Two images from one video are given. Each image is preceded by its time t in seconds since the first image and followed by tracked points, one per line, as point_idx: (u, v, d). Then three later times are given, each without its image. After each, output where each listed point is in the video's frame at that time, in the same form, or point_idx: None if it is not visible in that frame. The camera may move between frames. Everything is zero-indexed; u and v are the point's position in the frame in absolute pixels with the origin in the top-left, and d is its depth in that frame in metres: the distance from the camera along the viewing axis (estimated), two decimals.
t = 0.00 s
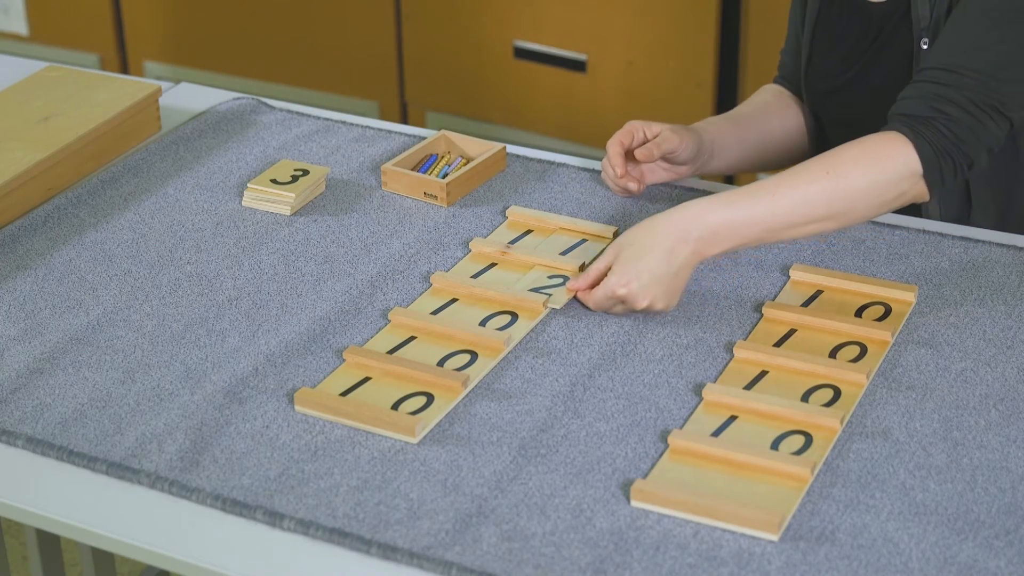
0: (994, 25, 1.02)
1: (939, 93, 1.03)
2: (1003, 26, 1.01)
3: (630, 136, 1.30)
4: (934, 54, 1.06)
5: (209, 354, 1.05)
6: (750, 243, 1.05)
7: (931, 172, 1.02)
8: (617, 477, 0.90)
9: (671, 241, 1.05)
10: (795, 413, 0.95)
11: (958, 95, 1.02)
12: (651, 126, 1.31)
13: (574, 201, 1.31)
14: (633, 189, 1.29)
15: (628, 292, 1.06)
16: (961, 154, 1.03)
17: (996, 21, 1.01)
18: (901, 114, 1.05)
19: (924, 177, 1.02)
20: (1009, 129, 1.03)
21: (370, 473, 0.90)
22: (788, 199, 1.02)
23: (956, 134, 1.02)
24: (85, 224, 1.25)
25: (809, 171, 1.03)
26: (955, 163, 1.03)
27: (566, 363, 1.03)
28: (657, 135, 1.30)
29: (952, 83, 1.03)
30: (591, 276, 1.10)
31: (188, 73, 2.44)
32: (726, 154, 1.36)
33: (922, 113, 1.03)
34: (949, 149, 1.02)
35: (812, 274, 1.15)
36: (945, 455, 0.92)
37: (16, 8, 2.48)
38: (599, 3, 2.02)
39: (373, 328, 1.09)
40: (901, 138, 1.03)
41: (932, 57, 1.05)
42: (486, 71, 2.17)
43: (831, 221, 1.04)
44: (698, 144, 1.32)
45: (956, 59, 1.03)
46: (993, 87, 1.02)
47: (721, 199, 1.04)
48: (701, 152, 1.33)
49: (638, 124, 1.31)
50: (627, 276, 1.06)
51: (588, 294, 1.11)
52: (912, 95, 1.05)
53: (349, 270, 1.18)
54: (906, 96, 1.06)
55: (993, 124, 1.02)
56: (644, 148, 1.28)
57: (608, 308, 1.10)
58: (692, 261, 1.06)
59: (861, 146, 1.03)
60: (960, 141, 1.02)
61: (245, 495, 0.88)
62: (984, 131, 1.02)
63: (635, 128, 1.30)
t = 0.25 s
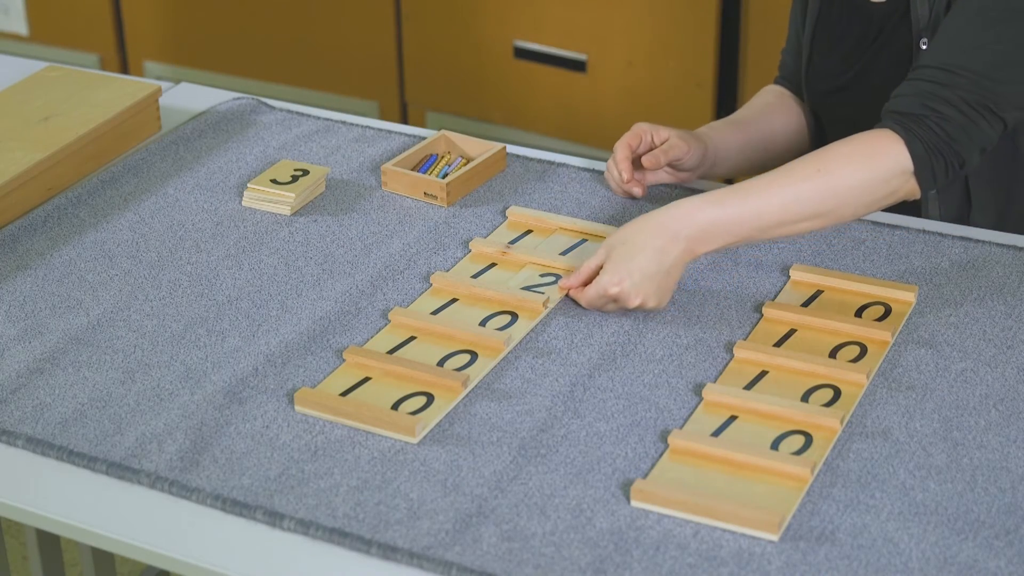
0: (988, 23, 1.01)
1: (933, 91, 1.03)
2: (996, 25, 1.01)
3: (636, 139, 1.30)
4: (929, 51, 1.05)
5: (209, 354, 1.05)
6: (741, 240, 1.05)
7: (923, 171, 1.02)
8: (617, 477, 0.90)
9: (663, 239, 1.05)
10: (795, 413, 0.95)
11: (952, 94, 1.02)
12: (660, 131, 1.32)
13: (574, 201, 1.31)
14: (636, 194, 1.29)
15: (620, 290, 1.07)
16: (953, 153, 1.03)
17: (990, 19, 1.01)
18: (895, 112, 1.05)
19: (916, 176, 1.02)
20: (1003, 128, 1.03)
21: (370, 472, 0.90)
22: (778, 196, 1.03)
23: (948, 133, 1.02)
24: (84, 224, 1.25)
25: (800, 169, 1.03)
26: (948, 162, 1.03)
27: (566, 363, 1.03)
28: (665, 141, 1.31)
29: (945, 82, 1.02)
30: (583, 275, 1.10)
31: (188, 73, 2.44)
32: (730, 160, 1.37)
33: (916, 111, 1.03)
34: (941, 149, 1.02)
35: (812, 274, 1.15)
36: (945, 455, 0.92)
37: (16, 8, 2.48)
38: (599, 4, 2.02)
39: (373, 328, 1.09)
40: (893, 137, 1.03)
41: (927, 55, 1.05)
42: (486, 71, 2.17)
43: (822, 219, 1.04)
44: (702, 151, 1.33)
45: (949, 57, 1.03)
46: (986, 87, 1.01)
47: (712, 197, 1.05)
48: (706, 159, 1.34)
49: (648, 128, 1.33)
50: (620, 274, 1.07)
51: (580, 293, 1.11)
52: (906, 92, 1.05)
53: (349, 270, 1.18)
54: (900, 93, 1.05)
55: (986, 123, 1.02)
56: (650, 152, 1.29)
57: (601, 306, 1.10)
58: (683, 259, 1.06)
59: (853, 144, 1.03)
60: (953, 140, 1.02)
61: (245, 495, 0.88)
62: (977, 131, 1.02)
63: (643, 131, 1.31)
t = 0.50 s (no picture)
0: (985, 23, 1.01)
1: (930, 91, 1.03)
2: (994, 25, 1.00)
3: (636, 140, 1.31)
4: (927, 51, 1.05)
5: (209, 354, 1.05)
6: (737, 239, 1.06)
7: (919, 171, 1.02)
8: (617, 477, 0.90)
9: (660, 237, 1.05)
10: (795, 413, 0.95)
11: (949, 94, 1.02)
12: (661, 132, 1.33)
13: (574, 201, 1.31)
14: (638, 196, 1.29)
15: (617, 287, 1.06)
16: (949, 153, 1.03)
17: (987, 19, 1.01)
18: (891, 112, 1.05)
19: (912, 176, 1.03)
20: (999, 129, 1.03)
21: (370, 473, 0.90)
22: (774, 195, 1.03)
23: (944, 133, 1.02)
24: (84, 225, 1.25)
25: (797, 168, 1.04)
26: (944, 162, 1.03)
27: (566, 363, 1.03)
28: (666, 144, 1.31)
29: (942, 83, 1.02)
30: (578, 274, 1.11)
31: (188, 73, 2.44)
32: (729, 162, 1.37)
33: (912, 111, 1.03)
34: (937, 150, 1.02)
35: (812, 274, 1.15)
36: (945, 455, 0.92)
37: (16, 8, 2.48)
38: (600, 4, 2.02)
39: (373, 328, 1.09)
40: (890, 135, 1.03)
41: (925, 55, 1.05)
42: (485, 71, 2.17)
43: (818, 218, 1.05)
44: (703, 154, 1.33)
45: (947, 58, 1.03)
46: (983, 87, 1.01)
47: (709, 196, 1.05)
48: (707, 162, 1.34)
49: (649, 128, 1.33)
50: (616, 271, 1.06)
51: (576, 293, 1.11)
52: (903, 92, 1.05)
53: (349, 270, 1.18)
54: (897, 93, 1.05)
55: (983, 124, 1.02)
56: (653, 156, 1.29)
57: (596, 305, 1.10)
58: (680, 258, 1.06)
59: (849, 144, 1.04)
60: (949, 140, 1.02)
61: (245, 495, 0.88)
62: (973, 131, 1.02)
63: (643, 133, 1.31)
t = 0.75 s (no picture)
0: (987, 22, 1.01)
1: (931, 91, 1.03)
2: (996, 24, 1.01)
3: (637, 141, 1.31)
4: (928, 51, 1.05)
5: (209, 354, 1.05)
6: (735, 237, 1.06)
7: (919, 170, 1.02)
8: (617, 477, 0.90)
9: (661, 231, 1.05)
10: (795, 413, 0.95)
11: (949, 94, 1.02)
12: (662, 132, 1.33)
13: (574, 201, 1.31)
14: (639, 196, 1.29)
15: (617, 280, 1.06)
16: (950, 153, 1.03)
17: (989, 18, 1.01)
18: (891, 112, 1.05)
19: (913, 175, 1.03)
20: (1000, 129, 1.03)
21: (370, 472, 0.90)
22: (774, 192, 1.03)
23: (946, 133, 1.02)
24: (85, 225, 1.25)
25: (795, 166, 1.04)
26: (944, 162, 1.03)
27: (566, 363, 1.03)
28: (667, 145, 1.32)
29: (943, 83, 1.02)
30: (578, 272, 1.11)
31: (188, 73, 2.44)
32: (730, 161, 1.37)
33: (913, 110, 1.03)
34: (937, 150, 1.02)
35: (812, 274, 1.15)
36: (945, 455, 0.92)
37: (16, 8, 2.48)
38: (600, 4, 2.02)
39: (373, 328, 1.09)
40: (890, 135, 1.03)
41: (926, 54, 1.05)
42: (486, 71, 2.17)
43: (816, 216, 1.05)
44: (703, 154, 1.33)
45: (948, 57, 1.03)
46: (984, 87, 1.01)
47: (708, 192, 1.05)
48: (707, 162, 1.34)
49: (650, 129, 1.33)
50: (617, 264, 1.06)
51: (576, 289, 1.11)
52: (904, 91, 1.05)
53: (350, 270, 1.18)
54: (898, 92, 1.05)
55: (983, 123, 1.02)
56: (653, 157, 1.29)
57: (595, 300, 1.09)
58: (680, 255, 1.06)
59: (847, 142, 1.04)
60: (949, 140, 1.02)
61: (245, 495, 0.88)
62: (973, 131, 1.02)
63: (643, 134, 1.32)
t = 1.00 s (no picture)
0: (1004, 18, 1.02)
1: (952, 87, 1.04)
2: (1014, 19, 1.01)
3: (637, 142, 1.31)
4: (945, 49, 1.06)
5: (209, 354, 1.05)
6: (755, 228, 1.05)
7: (941, 168, 1.03)
8: (617, 477, 0.90)
9: (681, 216, 1.04)
10: (795, 413, 0.95)
11: (970, 90, 1.02)
12: (663, 133, 1.32)
13: (574, 201, 1.31)
14: (638, 199, 1.30)
15: (634, 263, 1.05)
16: (972, 150, 1.03)
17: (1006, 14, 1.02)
18: (911, 110, 1.06)
19: (935, 171, 1.03)
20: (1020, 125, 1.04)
21: (370, 472, 0.90)
22: (796, 182, 1.03)
23: (968, 129, 1.02)
24: (85, 224, 1.25)
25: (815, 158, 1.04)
26: (966, 158, 1.04)
27: (566, 363, 1.03)
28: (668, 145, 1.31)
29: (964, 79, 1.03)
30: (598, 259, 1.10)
31: (187, 73, 2.44)
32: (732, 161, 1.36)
33: (934, 107, 1.04)
34: (960, 146, 1.03)
35: (811, 274, 1.15)
36: (945, 455, 0.92)
37: (16, 8, 2.48)
38: (600, 4, 2.02)
39: (373, 328, 1.09)
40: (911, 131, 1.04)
41: (944, 51, 1.06)
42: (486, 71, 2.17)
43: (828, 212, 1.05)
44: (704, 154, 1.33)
45: (968, 53, 1.03)
46: (1004, 83, 1.02)
47: (731, 183, 1.04)
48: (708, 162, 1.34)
49: (650, 129, 1.33)
50: (636, 246, 1.05)
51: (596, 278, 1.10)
52: (922, 89, 1.06)
53: (349, 270, 1.18)
54: (917, 90, 1.06)
55: (1004, 120, 1.03)
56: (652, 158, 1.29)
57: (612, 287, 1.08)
58: (699, 241, 1.04)
59: (869, 138, 1.04)
60: (971, 137, 1.03)
61: (245, 495, 0.88)
62: (995, 127, 1.03)
63: (643, 134, 1.31)
